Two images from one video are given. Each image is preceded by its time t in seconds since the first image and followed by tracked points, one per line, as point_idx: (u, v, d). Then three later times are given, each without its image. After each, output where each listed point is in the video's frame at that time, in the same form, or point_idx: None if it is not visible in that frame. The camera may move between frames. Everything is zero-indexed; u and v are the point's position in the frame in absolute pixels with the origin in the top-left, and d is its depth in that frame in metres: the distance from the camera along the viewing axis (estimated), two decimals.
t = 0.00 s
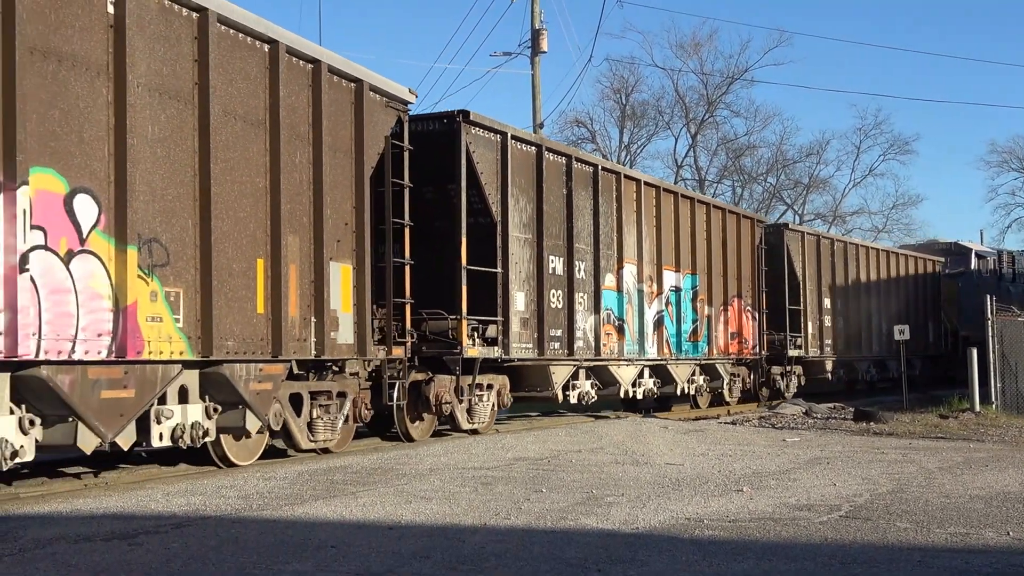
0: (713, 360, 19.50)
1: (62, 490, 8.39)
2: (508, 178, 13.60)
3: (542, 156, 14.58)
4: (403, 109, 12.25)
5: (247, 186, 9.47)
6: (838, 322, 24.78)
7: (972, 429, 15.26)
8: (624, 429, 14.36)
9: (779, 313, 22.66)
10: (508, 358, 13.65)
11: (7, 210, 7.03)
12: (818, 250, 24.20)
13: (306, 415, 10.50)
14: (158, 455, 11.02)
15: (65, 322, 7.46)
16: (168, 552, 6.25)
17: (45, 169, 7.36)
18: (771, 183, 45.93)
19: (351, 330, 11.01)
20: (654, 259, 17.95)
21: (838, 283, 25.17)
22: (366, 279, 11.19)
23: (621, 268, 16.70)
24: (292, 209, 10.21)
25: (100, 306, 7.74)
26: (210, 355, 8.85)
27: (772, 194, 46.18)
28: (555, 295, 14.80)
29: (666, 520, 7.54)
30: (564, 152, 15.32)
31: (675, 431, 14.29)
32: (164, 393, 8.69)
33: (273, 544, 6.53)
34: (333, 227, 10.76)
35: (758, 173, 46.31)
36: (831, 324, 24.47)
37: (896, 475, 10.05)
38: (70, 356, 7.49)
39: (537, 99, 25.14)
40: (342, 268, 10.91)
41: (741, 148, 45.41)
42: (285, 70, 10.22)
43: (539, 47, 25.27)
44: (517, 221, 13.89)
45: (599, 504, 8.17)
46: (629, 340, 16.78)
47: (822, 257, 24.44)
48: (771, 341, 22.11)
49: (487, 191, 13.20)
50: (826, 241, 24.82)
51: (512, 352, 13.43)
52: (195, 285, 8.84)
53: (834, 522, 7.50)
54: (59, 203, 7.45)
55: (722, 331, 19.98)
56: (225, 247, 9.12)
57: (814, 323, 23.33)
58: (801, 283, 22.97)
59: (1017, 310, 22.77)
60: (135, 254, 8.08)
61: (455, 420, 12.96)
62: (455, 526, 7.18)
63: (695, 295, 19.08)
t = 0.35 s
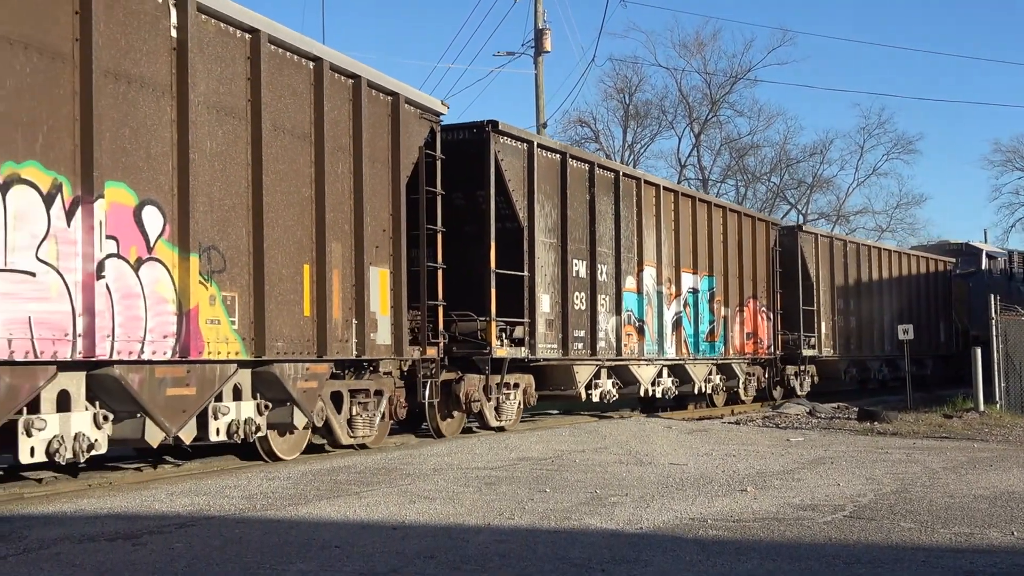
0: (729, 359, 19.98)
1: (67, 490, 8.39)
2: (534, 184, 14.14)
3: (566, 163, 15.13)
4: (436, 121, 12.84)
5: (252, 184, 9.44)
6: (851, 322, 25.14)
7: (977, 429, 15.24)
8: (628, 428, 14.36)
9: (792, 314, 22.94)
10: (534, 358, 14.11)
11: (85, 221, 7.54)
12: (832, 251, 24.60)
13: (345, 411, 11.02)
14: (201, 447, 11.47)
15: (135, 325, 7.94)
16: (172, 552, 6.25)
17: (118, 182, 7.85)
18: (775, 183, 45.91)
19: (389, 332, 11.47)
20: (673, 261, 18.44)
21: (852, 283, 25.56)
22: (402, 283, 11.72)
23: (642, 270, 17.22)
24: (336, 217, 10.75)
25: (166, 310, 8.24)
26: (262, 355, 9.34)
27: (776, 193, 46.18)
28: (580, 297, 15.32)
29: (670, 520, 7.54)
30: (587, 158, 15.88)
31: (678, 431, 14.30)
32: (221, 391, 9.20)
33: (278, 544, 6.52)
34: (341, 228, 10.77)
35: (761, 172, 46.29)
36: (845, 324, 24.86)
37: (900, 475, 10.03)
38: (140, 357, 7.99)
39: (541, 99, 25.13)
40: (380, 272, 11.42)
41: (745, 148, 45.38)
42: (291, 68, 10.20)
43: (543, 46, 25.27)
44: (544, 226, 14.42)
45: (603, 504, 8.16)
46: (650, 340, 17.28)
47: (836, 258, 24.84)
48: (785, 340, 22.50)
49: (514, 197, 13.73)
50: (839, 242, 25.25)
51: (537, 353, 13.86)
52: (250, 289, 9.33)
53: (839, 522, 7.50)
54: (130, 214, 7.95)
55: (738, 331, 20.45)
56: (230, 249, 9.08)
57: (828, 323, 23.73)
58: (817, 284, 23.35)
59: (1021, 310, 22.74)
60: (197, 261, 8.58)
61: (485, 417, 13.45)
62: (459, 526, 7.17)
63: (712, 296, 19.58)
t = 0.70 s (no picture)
0: (746, 359, 20.43)
1: (72, 490, 8.42)
2: (558, 191, 14.66)
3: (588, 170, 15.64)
4: (467, 131, 13.60)
5: (252, 184, 9.41)
6: (864, 322, 25.51)
7: (982, 429, 15.18)
8: (633, 429, 14.36)
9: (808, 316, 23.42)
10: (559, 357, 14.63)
11: (153, 232, 8.26)
12: (846, 253, 25.03)
13: (384, 408, 11.62)
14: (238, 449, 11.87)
15: (198, 327, 8.66)
16: (177, 552, 6.26)
17: (181, 195, 8.58)
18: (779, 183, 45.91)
19: (424, 332, 12.21)
20: (690, 264, 18.94)
21: (865, 285, 25.96)
22: (436, 287, 12.42)
23: (660, 273, 17.74)
24: (373, 226, 11.41)
25: (224, 313, 8.95)
26: (310, 355, 10.03)
27: (780, 193, 46.17)
28: (602, 299, 15.81)
29: (674, 520, 7.54)
30: (608, 165, 16.39)
31: (683, 431, 14.29)
32: (273, 389, 9.89)
33: (282, 544, 6.53)
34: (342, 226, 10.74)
35: (765, 172, 46.29)
36: (858, 324, 25.28)
37: (905, 475, 10.01)
38: (202, 356, 8.70)
39: (545, 99, 25.13)
40: (416, 276, 12.12)
41: (749, 148, 45.38)
42: (291, 66, 10.18)
43: (547, 46, 25.27)
44: (567, 231, 14.92)
45: (607, 504, 8.17)
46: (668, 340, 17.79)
47: (850, 260, 25.26)
48: (799, 341, 22.94)
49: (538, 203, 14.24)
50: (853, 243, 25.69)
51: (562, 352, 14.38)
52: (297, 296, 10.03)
53: (843, 522, 7.49)
54: (193, 225, 8.68)
55: (754, 332, 20.93)
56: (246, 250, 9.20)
57: (841, 323, 24.15)
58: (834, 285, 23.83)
59: None
60: (252, 268, 9.29)
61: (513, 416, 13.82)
62: (463, 526, 7.18)
63: (729, 298, 20.05)
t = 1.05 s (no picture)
0: (764, 359, 20.78)
1: (80, 492, 8.44)
2: (585, 197, 15.20)
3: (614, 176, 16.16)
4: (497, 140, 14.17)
5: (260, 186, 9.40)
6: (879, 322, 25.84)
7: (990, 429, 15.05)
8: (640, 429, 14.35)
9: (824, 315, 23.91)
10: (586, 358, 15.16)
11: (216, 242, 8.79)
12: (862, 255, 25.40)
13: (422, 407, 12.13)
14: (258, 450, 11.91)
15: (255, 330, 9.21)
16: (187, 554, 6.26)
17: (240, 207, 9.13)
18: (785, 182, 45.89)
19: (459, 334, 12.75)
20: (711, 266, 19.32)
21: (880, 285, 26.29)
22: (470, 290, 12.95)
23: (682, 275, 18.13)
24: (412, 232, 11.95)
25: (279, 317, 9.49)
26: (357, 355, 10.58)
27: (786, 192, 46.13)
28: (626, 301, 16.27)
29: (682, 520, 7.53)
30: (632, 171, 16.90)
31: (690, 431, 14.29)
32: (322, 388, 10.43)
33: (291, 545, 6.53)
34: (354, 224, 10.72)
35: (771, 172, 46.25)
36: (875, 324, 25.65)
37: (913, 475, 9.98)
38: (259, 358, 9.24)
39: (550, 100, 25.13)
40: (451, 281, 12.66)
41: (755, 147, 45.35)
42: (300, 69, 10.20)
43: (553, 47, 25.27)
44: (593, 236, 15.43)
45: (615, 504, 8.17)
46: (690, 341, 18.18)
47: (865, 261, 25.61)
48: (816, 340, 23.32)
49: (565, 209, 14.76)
50: (869, 244, 26.05)
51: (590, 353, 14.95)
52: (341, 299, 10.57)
53: (851, 522, 7.48)
54: (250, 234, 9.23)
55: (772, 332, 21.29)
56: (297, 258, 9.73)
57: (857, 323, 24.51)
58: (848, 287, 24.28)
59: None
60: (305, 274, 9.85)
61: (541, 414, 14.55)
62: (472, 527, 7.18)
63: (748, 299, 20.41)
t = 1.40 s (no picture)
0: (787, 359, 21.30)
1: (90, 494, 8.42)
2: (613, 203, 15.69)
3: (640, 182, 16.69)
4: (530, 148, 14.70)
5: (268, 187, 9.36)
6: (898, 322, 26.38)
7: (1002, 429, 14.95)
8: (651, 429, 14.32)
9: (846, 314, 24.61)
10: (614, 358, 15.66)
11: (275, 250, 9.40)
12: (881, 257, 25.94)
13: (460, 405, 12.68)
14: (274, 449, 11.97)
15: (310, 332, 9.79)
16: (198, 555, 6.27)
17: (296, 217, 9.73)
18: (796, 182, 45.86)
19: (496, 336, 13.33)
20: (734, 268, 19.87)
21: (898, 286, 26.78)
22: (506, 293, 13.47)
23: (706, 278, 18.67)
24: (452, 238, 12.51)
25: (331, 320, 10.09)
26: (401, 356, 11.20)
27: (797, 192, 46.08)
28: (653, 303, 16.79)
29: (693, 521, 7.50)
30: (658, 177, 17.44)
31: (702, 431, 14.26)
32: (372, 388, 10.95)
33: (302, 546, 6.54)
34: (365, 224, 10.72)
35: (782, 172, 46.20)
36: (894, 324, 26.19)
37: (925, 475, 9.95)
38: (314, 359, 9.83)
39: (560, 100, 25.14)
40: (488, 285, 13.20)
41: (766, 147, 45.31)
42: (310, 69, 10.18)
43: (562, 47, 25.27)
44: (621, 240, 15.94)
45: (627, 505, 8.16)
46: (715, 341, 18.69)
47: (884, 263, 26.13)
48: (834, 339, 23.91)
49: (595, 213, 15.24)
50: (887, 246, 26.58)
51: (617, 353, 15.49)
52: (387, 302, 11.12)
53: (863, 522, 7.47)
54: (305, 243, 9.82)
55: (793, 332, 21.84)
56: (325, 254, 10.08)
57: (875, 323, 25.04)
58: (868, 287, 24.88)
59: None
60: (355, 280, 10.45)
61: (571, 412, 15.03)
62: (483, 528, 7.18)
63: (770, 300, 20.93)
